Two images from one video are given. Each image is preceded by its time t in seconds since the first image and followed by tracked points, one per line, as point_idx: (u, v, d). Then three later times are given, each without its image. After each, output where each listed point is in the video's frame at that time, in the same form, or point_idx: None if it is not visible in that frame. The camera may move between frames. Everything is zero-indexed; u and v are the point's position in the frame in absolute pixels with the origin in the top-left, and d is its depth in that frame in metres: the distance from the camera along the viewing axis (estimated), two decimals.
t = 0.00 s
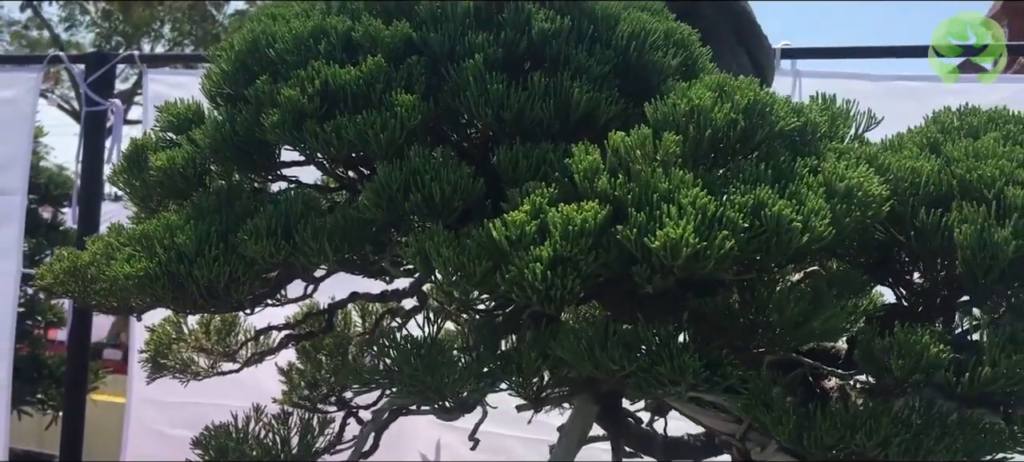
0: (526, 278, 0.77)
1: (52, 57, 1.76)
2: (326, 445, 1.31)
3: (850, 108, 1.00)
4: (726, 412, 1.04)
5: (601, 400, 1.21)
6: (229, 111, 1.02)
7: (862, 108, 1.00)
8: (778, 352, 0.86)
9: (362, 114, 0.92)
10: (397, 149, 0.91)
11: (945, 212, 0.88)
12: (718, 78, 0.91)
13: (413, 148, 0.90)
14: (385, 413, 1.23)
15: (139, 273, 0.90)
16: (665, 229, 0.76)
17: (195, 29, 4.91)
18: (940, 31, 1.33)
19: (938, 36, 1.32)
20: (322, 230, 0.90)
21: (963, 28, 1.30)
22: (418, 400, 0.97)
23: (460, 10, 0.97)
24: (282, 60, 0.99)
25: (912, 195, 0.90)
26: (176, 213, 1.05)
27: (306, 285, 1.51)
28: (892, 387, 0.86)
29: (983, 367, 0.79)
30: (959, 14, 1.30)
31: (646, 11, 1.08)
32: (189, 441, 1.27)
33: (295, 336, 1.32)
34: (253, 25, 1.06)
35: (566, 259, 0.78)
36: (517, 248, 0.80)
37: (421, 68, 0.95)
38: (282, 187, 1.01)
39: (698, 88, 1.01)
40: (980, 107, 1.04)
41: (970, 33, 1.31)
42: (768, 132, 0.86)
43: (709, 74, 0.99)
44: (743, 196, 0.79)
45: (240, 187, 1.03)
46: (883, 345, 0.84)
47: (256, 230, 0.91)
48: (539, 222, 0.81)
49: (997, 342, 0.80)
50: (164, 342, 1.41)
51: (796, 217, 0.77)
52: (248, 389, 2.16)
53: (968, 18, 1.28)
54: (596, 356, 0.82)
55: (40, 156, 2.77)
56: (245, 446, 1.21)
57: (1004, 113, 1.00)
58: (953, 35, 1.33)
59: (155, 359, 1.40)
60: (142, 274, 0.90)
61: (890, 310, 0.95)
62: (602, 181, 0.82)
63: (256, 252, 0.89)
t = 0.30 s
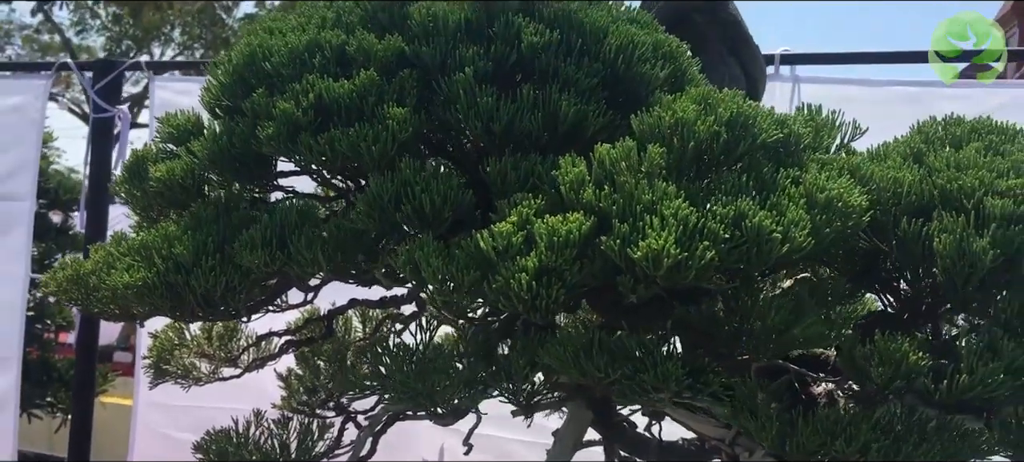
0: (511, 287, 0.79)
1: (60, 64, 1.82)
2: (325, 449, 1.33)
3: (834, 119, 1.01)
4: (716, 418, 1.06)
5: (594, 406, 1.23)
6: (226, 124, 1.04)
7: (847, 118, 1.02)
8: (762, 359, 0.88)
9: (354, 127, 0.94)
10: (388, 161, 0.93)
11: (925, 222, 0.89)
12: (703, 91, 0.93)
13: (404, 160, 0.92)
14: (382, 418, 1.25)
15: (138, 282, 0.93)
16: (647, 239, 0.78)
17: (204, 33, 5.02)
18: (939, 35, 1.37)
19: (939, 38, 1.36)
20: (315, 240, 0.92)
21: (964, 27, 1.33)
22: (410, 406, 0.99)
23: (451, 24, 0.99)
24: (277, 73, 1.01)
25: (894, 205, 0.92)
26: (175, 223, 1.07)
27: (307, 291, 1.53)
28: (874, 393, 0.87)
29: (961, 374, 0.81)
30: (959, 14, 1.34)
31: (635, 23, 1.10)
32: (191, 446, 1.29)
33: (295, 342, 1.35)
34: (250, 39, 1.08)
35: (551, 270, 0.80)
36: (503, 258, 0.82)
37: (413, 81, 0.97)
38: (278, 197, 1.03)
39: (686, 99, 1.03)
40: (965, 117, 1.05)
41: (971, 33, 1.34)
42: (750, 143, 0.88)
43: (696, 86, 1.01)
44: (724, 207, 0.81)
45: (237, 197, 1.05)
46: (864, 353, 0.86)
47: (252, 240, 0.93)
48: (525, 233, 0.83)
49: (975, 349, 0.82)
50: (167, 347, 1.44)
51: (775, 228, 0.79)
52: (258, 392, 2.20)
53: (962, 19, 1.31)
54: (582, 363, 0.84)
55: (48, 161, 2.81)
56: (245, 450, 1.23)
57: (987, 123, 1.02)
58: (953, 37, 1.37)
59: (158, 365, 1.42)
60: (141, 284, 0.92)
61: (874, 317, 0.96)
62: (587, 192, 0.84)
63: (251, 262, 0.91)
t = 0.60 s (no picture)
0: (492, 300, 0.81)
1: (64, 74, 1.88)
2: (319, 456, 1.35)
3: (814, 132, 1.03)
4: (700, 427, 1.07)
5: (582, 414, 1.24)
6: (218, 138, 1.06)
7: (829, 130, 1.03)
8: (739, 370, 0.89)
9: (341, 141, 0.96)
10: (374, 175, 0.95)
11: (901, 234, 0.91)
12: (683, 107, 0.95)
13: (389, 174, 0.94)
14: (374, 426, 1.27)
15: (130, 295, 0.95)
16: (624, 254, 0.79)
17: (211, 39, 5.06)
18: (941, 34, 1.52)
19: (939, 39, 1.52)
20: (303, 253, 0.94)
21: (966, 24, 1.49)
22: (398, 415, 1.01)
23: (437, 40, 1.01)
24: (267, 88, 1.03)
25: (872, 218, 0.93)
26: (168, 236, 1.10)
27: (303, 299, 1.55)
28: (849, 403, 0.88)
29: (933, 385, 0.82)
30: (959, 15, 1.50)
31: (621, 37, 1.12)
32: (186, 453, 1.31)
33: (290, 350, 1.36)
34: (241, 54, 1.10)
35: (530, 283, 0.82)
36: (484, 271, 0.84)
37: (399, 97, 0.98)
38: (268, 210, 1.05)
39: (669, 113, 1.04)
40: (945, 129, 1.07)
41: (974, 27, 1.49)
42: (728, 159, 0.90)
43: (679, 101, 1.03)
44: (700, 221, 0.83)
45: (229, 210, 1.07)
46: (840, 364, 0.87)
47: (241, 253, 0.95)
48: (506, 247, 0.85)
49: (947, 360, 0.83)
50: (163, 355, 1.46)
51: (749, 242, 0.80)
52: (255, 394, 2.21)
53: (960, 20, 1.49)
54: (562, 374, 0.85)
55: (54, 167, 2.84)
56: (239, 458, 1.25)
57: (966, 136, 1.03)
58: (955, 35, 1.52)
59: (155, 372, 1.44)
60: (132, 296, 0.94)
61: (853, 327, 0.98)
62: (567, 206, 0.86)
63: (241, 274, 0.93)
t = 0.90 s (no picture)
0: (476, 312, 0.82)
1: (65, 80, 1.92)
2: None
3: (799, 144, 1.04)
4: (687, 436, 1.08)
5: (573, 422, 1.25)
6: (209, 150, 1.07)
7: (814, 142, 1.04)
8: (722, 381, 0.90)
9: (329, 155, 0.97)
10: (362, 187, 0.96)
11: (883, 247, 0.92)
12: (667, 120, 0.96)
13: (377, 187, 0.95)
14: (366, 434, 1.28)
15: (121, 306, 0.96)
16: (606, 267, 0.80)
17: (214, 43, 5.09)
18: (944, 34, 1.53)
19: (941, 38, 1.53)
20: (291, 264, 0.95)
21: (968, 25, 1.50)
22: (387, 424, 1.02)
23: (425, 53, 1.02)
24: (258, 101, 1.04)
25: (854, 230, 0.94)
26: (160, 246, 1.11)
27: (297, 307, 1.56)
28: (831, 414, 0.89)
29: (912, 396, 0.83)
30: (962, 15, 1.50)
31: (608, 49, 1.13)
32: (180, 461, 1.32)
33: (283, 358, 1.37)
34: (233, 66, 1.11)
35: (513, 295, 0.83)
36: (469, 283, 0.85)
37: (387, 110, 1.00)
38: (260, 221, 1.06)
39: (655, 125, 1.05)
40: (930, 141, 1.08)
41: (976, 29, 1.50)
42: (711, 172, 0.91)
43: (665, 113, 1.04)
44: (682, 235, 0.84)
45: (220, 221, 1.08)
46: (821, 375, 0.88)
47: (231, 264, 0.96)
48: (490, 260, 0.86)
49: (926, 372, 0.84)
50: (159, 363, 1.47)
51: (730, 256, 0.81)
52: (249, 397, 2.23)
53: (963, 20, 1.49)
54: (545, 385, 0.86)
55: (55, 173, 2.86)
56: None
57: (949, 148, 1.04)
58: (955, 35, 1.53)
59: (150, 380, 1.46)
60: (123, 307, 0.96)
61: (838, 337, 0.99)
62: (550, 219, 0.87)
63: (230, 285, 0.95)
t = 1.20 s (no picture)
0: (456, 335, 0.83)
1: (64, 90, 1.95)
2: None
3: (780, 166, 1.05)
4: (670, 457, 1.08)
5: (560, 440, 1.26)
6: (197, 171, 1.08)
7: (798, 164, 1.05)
8: (702, 404, 0.91)
9: (315, 177, 0.98)
10: (347, 210, 0.97)
11: (861, 270, 0.93)
12: (649, 143, 0.97)
13: (361, 210, 0.96)
14: (353, 452, 1.28)
15: (109, 327, 0.97)
16: (584, 291, 0.81)
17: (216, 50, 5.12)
18: (943, 33, 1.59)
19: (940, 37, 1.60)
20: (277, 286, 0.96)
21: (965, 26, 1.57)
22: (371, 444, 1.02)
23: (410, 76, 1.03)
24: (245, 122, 1.05)
25: (834, 252, 0.95)
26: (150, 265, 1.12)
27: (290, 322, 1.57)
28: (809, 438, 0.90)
29: (889, 420, 0.84)
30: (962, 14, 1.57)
31: (594, 70, 1.14)
32: None
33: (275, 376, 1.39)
34: (222, 87, 1.12)
35: (493, 318, 0.84)
36: (450, 306, 0.86)
37: (372, 133, 1.01)
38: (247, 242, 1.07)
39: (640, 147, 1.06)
40: (911, 163, 1.09)
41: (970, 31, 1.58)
42: (690, 196, 0.92)
43: (648, 135, 1.05)
44: (660, 259, 0.85)
45: (208, 241, 1.09)
46: (800, 398, 0.89)
47: (217, 285, 0.97)
48: (471, 283, 0.87)
49: (902, 395, 0.85)
50: (150, 377, 1.48)
51: (706, 280, 0.82)
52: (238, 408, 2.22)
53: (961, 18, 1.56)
54: (525, 408, 0.87)
55: (55, 182, 2.88)
56: None
57: (930, 170, 1.05)
58: (954, 35, 1.60)
59: (141, 395, 1.46)
60: (111, 328, 0.97)
61: (821, 356, 0.99)
62: (531, 243, 0.88)
63: (216, 306, 0.95)
